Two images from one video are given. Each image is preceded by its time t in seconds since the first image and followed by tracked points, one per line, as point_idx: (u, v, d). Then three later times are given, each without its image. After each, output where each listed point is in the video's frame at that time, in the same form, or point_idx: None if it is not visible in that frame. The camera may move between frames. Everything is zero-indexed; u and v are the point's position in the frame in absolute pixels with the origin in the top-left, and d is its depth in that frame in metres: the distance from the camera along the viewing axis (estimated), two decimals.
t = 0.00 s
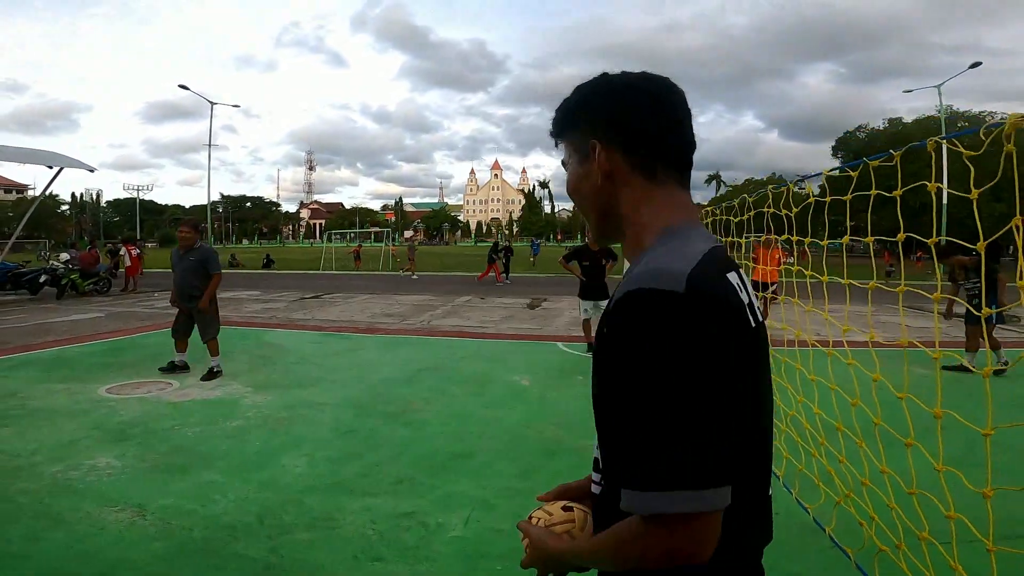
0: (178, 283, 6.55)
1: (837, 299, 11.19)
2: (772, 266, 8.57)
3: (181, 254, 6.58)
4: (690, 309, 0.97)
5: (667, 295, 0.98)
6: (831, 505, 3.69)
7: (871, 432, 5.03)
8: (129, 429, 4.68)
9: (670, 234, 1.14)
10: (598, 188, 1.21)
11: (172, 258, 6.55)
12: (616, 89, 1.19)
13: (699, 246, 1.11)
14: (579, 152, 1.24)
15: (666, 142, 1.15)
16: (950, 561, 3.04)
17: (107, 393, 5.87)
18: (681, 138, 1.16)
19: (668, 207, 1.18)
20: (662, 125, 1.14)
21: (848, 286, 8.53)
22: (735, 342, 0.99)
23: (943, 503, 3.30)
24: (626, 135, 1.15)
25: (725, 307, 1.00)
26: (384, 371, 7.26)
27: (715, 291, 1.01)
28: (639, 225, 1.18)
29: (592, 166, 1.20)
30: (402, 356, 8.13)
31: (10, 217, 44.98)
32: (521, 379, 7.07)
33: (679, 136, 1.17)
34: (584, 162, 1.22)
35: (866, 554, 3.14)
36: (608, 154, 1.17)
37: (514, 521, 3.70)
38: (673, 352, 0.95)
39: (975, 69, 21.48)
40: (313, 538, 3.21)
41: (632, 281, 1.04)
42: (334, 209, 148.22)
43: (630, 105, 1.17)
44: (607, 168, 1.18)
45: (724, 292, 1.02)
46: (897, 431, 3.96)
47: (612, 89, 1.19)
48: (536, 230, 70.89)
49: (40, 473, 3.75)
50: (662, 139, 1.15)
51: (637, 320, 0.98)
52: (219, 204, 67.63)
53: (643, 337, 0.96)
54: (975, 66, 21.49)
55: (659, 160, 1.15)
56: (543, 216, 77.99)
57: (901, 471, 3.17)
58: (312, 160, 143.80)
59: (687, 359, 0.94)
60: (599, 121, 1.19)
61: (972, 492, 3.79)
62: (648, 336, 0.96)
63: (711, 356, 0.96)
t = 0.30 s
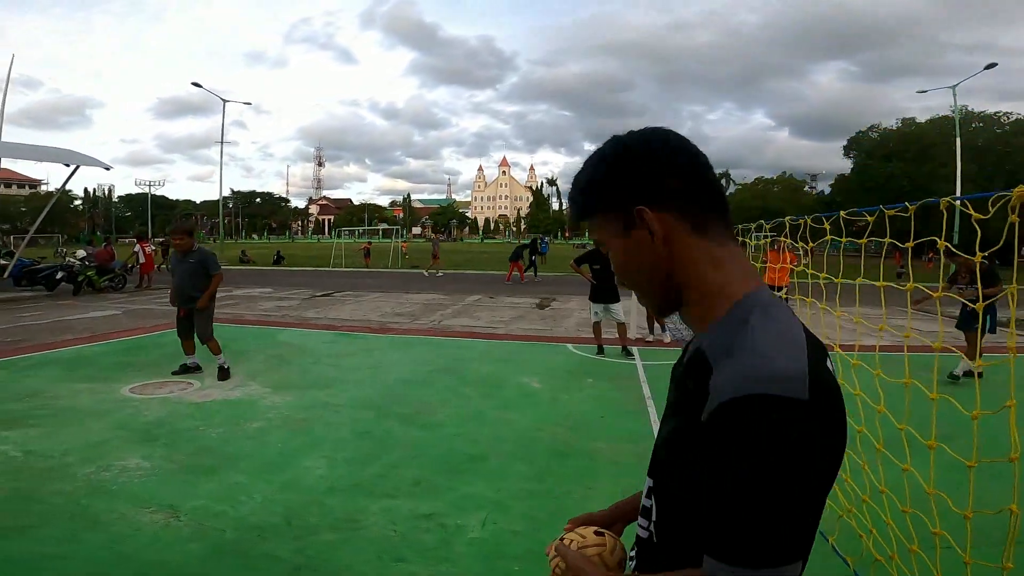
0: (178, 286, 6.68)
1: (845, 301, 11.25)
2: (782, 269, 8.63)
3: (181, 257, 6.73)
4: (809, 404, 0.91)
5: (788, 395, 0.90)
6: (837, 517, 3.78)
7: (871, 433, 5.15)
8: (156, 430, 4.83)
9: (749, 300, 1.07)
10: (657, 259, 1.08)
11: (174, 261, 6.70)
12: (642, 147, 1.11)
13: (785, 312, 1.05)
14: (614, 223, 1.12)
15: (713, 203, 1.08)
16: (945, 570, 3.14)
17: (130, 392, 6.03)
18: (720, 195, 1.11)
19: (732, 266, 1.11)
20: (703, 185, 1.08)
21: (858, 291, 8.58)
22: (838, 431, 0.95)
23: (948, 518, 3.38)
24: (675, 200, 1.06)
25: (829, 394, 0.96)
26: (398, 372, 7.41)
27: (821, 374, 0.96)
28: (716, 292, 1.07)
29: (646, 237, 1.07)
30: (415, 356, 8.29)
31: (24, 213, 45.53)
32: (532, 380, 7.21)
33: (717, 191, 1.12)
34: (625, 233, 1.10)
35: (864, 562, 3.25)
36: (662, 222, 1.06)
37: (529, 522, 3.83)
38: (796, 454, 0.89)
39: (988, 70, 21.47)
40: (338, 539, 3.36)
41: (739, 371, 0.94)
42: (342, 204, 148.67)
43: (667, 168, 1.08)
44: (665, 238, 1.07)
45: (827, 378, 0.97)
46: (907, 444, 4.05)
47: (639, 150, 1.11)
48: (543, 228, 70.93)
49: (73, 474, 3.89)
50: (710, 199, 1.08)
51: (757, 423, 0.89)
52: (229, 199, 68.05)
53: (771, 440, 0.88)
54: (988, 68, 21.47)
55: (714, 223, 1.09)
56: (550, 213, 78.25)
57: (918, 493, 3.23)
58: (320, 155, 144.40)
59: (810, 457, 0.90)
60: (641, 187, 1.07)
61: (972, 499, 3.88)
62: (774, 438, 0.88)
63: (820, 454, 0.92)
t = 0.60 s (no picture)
0: (187, 286, 6.48)
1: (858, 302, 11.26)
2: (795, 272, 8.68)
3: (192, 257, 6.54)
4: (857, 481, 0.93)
5: (839, 474, 0.91)
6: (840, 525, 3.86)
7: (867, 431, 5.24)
8: (181, 427, 4.98)
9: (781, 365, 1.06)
10: (681, 338, 1.07)
11: (185, 260, 6.52)
12: (646, 222, 1.08)
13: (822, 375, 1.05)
14: (628, 302, 1.09)
15: (724, 271, 1.07)
16: None
17: (154, 389, 6.19)
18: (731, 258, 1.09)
19: (759, 329, 1.10)
20: (712, 255, 1.06)
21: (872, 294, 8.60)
22: (886, 495, 0.97)
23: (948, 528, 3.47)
24: (689, 278, 1.04)
25: (874, 463, 0.97)
26: (413, 370, 7.55)
27: (865, 443, 0.97)
28: (751, 362, 1.07)
29: (667, 317, 1.06)
30: (429, 355, 8.43)
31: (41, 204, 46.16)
32: (545, 381, 7.32)
33: (728, 255, 1.10)
34: (642, 314, 1.08)
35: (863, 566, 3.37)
36: (679, 301, 1.04)
37: (544, 523, 3.95)
38: (848, 532, 0.91)
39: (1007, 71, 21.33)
40: (360, 539, 3.54)
41: (784, 452, 0.94)
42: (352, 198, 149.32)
43: (675, 242, 1.06)
44: (685, 317, 1.05)
45: (871, 445, 0.98)
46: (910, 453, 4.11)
47: (642, 224, 1.08)
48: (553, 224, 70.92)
49: (106, 471, 4.05)
50: (721, 268, 1.07)
51: (807, 506, 0.91)
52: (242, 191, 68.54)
53: (824, 523, 0.90)
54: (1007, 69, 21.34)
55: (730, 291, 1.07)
56: (560, 210, 78.49)
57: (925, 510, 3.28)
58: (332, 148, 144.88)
59: (858, 533, 0.92)
60: (652, 269, 1.04)
61: (974, 506, 3.97)
62: (829, 521, 0.90)
63: (869, 525, 0.94)
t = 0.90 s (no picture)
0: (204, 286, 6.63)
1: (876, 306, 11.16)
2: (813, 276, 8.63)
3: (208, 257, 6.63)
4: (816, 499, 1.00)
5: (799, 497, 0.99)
6: (854, 538, 3.83)
7: (879, 442, 5.22)
8: (205, 423, 5.10)
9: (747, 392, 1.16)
10: (663, 365, 1.16)
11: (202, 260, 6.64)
12: (640, 255, 1.16)
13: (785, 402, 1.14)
14: (616, 331, 1.18)
15: (708, 305, 1.16)
16: None
17: (177, 384, 6.32)
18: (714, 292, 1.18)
19: (730, 360, 1.20)
20: (698, 290, 1.15)
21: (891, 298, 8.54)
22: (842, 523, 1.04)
23: (961, 540, 3.45)
24: (676, 312, 1.13)
25: (833, 483, 1.05)
26: (429, 369, 7.64)
27: (824, 464, 1.05)
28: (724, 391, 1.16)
29: (653, 347, 1.14)
30: (445, 353, 8.51)
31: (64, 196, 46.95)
32: (560, 381, 7.37)
33: (712, 289, 1.19)
34: (629, 342, 1.17)
35: None
36: (664, 333, 1.13)
37: (560, 524, 4.00)
38: (804, 553, 0.97)
39: None
40: (380, 537, 3.62)
41: (751, 474, 1.02)
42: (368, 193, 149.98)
43: (665, 277, 1.14)
44: (667, 347, 1.14)
45: (830, 475, 1.06)
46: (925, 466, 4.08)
47: (638, 256, 1.16)
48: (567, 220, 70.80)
49: (133, 466, 4.16)
50: (704, 302, 1.15)
51: (773, 523, 0.97)
52: (259, 185, 69.12)
53: (785, 541, 0.96)
54: None
55: (711, 323, 1.16)
56: (575, 206, 78.39)
57: (940, 522, 3.26)
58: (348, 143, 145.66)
59: (817, 548, 0.98)
60: (645, 301, 1.13)
61: (988, 519, 3.98)
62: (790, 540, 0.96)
63: (828, 541, 1.01)
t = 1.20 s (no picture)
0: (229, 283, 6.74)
1: (899, 310, 10.98)
2: (835, 279, 8.53)
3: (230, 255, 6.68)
4: (719, 463, 1.23)
5: (707, 458, 1.23)
6: (881, 545, 3.84)
7: (909, 452, 5.19)
8: (226, 422, 5.17)
9: (690, 379, 1.40)
10: (627, 344, 1.42)
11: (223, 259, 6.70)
12: (634, 254, 1.39)
13: (715, 390, 1.37)
14: (599, 312, 1.45)
15: (682, 307, 1.38)
16: None
17: (200, 382, 6.41)
18: (691, 297, 1.40)
19: (687, 353, 1.44)
20: (675, 292, 1.37)
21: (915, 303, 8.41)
22: (752, 492, 1.26)
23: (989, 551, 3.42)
24: (648, 307, 1.37)
25: (743, 453, 1.27)
26: (446, 369, 7.66)
27: (735, 437, 1.28)
28: (674, 375, 1.41)
29: (622, 330, 1.41)
30: (461, 353, 8.53)
31: (89, 194, 47.77)
32: (576, 383, 7.36)
33: (689, 294, 1.40)
34: (607, 322, 1.43)
35: None
36: (634, 320, 1.38)
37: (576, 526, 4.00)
38: (708, 504, 1.21)
39: None
40: (397, 538, 3.65)
41: (676, 439, 1.27)
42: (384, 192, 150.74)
43: (650, 276, 1.37)
44: (635, 333, 1.40)
45: (747, 451, 1.28)
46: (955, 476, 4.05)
47: (631, 255, 1.39)
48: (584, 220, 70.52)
49: (157, 464, 4.24)
50: (680, 304, 1.38)
51: (678, 476, 1.22)
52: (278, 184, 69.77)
53: (692, 491, 1.21)
54: None
55: (680, 323, 1.38)
56: (591, 207, 78.11)
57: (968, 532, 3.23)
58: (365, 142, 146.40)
59: (719, 505, 1.21)
60: (624, 292, 1.38)
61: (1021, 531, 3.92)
62: (695, 491, 1.21)
63: (733, 502, 1.23)
